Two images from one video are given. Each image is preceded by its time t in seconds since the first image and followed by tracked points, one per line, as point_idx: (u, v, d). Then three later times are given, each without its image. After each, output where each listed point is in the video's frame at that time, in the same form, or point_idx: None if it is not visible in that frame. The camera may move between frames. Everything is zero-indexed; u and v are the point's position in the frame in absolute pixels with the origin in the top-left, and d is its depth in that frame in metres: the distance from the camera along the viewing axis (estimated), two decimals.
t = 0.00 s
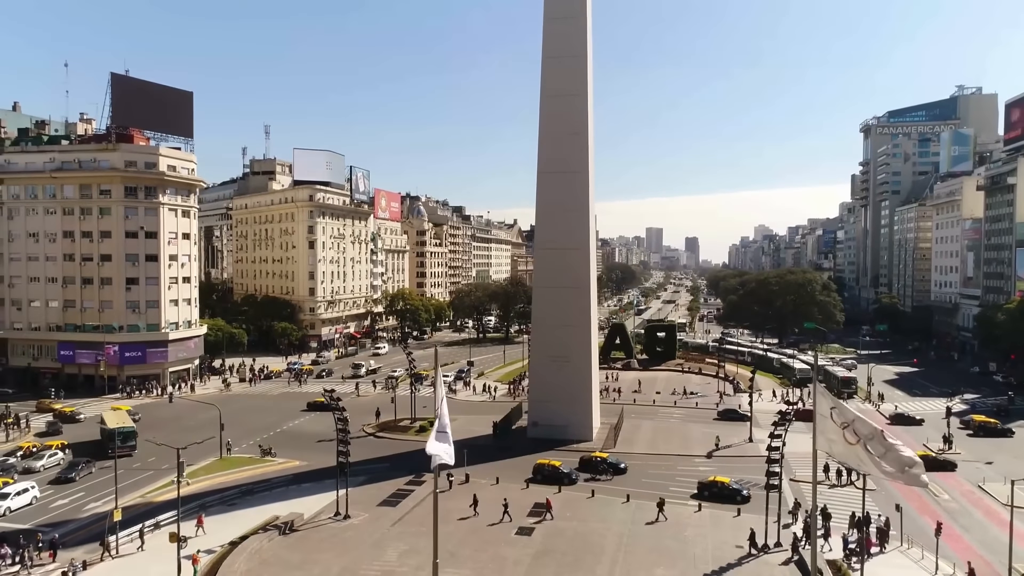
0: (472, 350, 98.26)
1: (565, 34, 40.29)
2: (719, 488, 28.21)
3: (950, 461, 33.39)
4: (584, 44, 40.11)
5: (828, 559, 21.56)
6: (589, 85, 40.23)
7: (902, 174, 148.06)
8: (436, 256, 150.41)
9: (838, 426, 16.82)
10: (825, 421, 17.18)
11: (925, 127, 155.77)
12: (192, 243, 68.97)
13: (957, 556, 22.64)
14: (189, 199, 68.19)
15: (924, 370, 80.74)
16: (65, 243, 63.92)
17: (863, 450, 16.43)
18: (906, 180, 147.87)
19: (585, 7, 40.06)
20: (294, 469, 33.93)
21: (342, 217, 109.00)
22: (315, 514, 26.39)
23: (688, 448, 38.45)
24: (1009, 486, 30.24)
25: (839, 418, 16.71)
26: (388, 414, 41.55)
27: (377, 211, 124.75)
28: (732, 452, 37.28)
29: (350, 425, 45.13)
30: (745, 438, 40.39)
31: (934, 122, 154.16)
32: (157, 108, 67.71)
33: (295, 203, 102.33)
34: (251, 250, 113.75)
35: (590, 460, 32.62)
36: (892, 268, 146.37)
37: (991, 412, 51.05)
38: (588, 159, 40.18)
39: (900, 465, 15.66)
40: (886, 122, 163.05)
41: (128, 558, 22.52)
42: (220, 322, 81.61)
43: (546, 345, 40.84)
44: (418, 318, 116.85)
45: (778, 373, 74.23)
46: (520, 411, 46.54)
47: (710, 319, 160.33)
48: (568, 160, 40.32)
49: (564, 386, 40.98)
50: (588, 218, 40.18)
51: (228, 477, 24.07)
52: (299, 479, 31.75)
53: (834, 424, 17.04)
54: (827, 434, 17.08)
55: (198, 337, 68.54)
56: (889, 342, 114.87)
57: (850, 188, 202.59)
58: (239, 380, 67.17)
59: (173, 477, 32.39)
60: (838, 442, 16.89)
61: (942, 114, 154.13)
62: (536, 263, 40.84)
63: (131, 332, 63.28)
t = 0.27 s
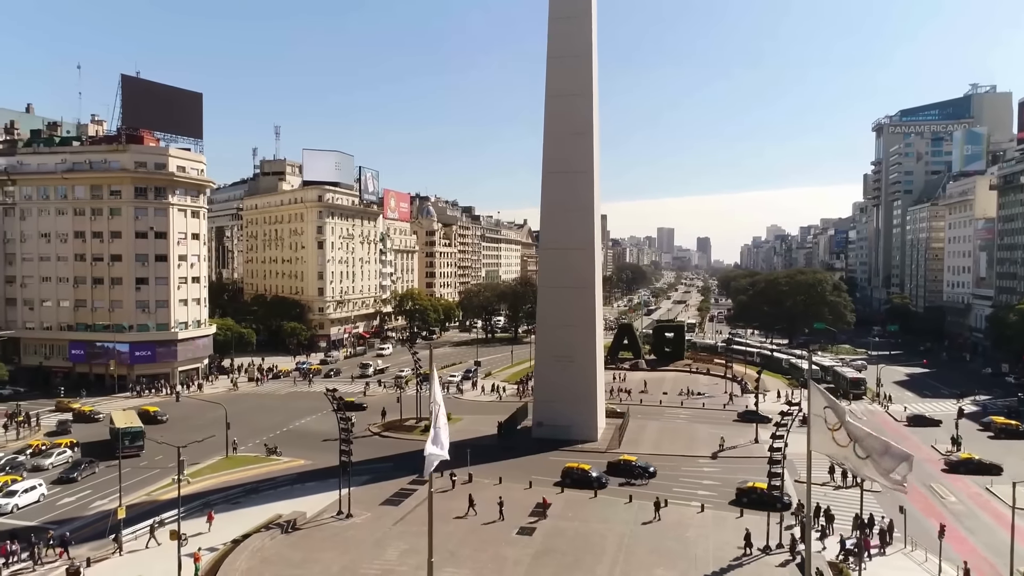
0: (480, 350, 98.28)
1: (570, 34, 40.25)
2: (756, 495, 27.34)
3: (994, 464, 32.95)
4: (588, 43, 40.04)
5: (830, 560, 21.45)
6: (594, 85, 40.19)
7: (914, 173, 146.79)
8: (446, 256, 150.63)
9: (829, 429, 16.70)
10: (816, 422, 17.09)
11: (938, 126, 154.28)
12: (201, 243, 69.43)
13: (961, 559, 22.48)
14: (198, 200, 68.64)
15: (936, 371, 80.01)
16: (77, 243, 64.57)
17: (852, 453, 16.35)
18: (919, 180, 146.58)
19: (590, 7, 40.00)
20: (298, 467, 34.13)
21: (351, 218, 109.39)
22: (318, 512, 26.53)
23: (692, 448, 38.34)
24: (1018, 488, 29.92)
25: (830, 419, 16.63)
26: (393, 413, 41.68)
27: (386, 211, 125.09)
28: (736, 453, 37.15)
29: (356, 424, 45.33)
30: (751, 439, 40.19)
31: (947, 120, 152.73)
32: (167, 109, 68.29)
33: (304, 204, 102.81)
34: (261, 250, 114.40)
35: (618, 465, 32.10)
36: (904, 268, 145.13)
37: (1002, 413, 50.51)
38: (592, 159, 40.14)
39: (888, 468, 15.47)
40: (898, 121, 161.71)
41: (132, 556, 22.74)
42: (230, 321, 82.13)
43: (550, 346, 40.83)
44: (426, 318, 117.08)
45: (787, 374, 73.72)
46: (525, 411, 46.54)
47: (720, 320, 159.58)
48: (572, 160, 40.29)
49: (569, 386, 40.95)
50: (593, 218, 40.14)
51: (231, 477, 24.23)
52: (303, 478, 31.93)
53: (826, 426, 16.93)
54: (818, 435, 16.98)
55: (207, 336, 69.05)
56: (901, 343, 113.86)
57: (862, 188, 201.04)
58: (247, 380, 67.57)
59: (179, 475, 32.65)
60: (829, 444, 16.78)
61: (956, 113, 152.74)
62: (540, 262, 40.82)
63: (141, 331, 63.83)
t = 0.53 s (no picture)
0: (487, 350, 98.29)
1: (574, 34, 40.23)
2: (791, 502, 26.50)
3: None
4: (593, 43, 40.01)
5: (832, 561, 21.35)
6: (598, 85, 40.16)
7: (925, 173, 145.70)
8: (454, 256, 150.80)
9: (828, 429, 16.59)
10: (811, 422, 17.05)
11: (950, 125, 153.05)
12: (209, 243, 69.83)
13: (966, 561, 22.27)
14: (206, 200, 69.04)
15: (946, 372, 79.33)
16: (86, 244, 65.13)
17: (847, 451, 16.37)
18: (930, 179, 145.50)
19: (594, 6, 39.97)
20: (302, 467, 34.29)
21: (358, 218, 109.75)
22: (320, 511, 26.65)
23: (696, 449, 38.21)
24: None
25: (826, 419, 16.62)
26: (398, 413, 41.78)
27: (394, 211, 125.39)
28: (740, 453, 37.01)
29: (361, 424, 45.46)
30: (755, 440, 40.01)
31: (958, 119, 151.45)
32: (176, 110, 68.81)
33: (312, 204, 103.23)
34: (269, 250, 114.96)
35: (643, 468, 31.47)
36: (915, 269, 144.02)
37: (1012, 415, 50.02)
38: (596, 158, 40.09)
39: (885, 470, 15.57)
40: (909, 120, 160.57)
41: (134, 554, 22.91)
42: (238, 321, 82.58)
43: (554, 346, 40.80)
44: (434, 318, 117.27)
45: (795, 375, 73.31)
46: (529, 411, 46.57)
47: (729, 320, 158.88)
48: (576, 160, 40.25)
49: (572, 386, 40.93)
50: (597, 218, 40.09)
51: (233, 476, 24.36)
52: (306, 477, 32.07)
53: (820, 426, 16.94)
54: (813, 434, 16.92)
55: (215, 336, 69.45)
56: (911, 344, 113.00)
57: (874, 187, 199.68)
58: (254, 379, 67.91)
59: (184, 474, 32.84)
60: (825, 443, 16.74)
61: (967, 111, 151.66)
62: (544, 262, 40.81)
63: (149, 331, 64.29)
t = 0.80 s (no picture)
0: (494, 350, 98.32)
1: (579, 34, 40.18)
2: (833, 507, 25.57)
3: None
4: (598, 42, 39.95)
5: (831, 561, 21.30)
6: (603, 85, 40.10)
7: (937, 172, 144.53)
8: (462, 256, 150.98)
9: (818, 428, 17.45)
10: (805, 423, 17.78)
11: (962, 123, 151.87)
12: (217, 243, 70.24)
13: (969, 564, 22.05)
14: (215, 201, 69.43)
15: (956, 373, 78.62)
16: (96, 244, 65.71)
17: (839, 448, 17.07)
18: (941, 179, 144.31)
19: (599, 6, 39.90)
20: (306, 466, 34.45)
21: (367, 218, 110.11)
22: (322, 510, 26.77)
23: (700, 449, 38.08)
24: None
25: (814, 419, 17.50)
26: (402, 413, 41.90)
27: (403, 211, 125.70)
28: (745, 454, 36.86)
29: (366, 423, 45.59)
30: (760, 441, 39.81)
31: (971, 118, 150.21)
32: (185, 111, 69.29)
33: (320, 205, 103.65)
34: (278, 250, 115.50)
35: (673, 472, 30.74)
36: (926, 269, 142.84)
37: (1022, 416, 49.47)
38: (601, 158, 40.01)
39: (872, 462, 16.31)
40: (921, 119, 159.36)
41: (137, 551, 23.10)
42: (246, 321, 83.02)
43: (559, 346, 40.77)
44: (442, 318, 117.44)
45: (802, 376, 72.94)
46: (534, 411, 46.56)
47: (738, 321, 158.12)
48: (581, 160, 40.20)
49: (577, 386, 40.89)
50: (601, 218, 40.03)
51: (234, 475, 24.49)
52: (309, 476, 32.22)
53: (814, 427, 17.64)
54: (808, 436, 17.65)
55: (223, 335, 69.87)
56: (922, 345, 112.05)
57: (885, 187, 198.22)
58: (262, 379, 68.28)
59: (188, 473, 33.03)
60: (819, 443, 17.38)
61: (981, 110, 150.52)
62: (549, 262, 40.79)
63: (158, 330, 64.78)
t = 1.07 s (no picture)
0: (502, 350, 98.33)
1: (582, 33, 40.16)
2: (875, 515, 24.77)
3: None
4: (601, 42, 39.90)
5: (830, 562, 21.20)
6: (607, 85, 40.05)
7: (949, 171, 143.27)
8: (471, 256, 151.09)
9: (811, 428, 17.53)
10: (795, 422, 17.80)
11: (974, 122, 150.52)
12: (225, 243, 70.64)
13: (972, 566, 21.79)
14: (223, 201, 69.83)
15: (968, 374, 77.79)
16: (105, 244, 66.29)
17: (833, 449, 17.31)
18: (953, 178, 143.03)
19: (602, 5, 39.85)
20: (309, 464, 34.60)
21: (375, 218, 110.44)
22: (323, 509, 26.89)
23: (704, 450, 37.95)
24: None
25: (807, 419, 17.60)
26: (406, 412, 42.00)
27: (411, 212, 125.95)
28: (749, 454, 36.71)
29: (370, 423, 45.71)
30: (764, 441, 39.63)
31: (984, 117, 148.84)
32: (193, 113, 69.79)
33: (328, 205, 104.05)
34: (287, 250, 116.06)
35: (702, 476, 30.07)
36: (938, 268, 141.58)
37: None
38: (605, 158, 39.94)
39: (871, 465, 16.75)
40: (933, 117, 158.08)
41: (139, 549, 23.29)
42: (254, 321, 83.47)
43: (563, 346, 40.74)
44: (450, 317, 117.58)
45: (811, 376, 72.50)
46: (539, 410, 46.55)
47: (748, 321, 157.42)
48: (584, 160, 40.17)
49: (581, 386, 40.85)
50: (605, 218, 39.96)
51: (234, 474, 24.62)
52: (312, 475, 32.37)
53: (804, 426, 17.73)
54: (795, 434, 17.67)
55: (231, 335, 70.28)
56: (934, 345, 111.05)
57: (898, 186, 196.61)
58: (269, 378, 68.61)
59: (192, 471, 33.25)
60: (810, 442, 17.50)
61: (994, 108, 149.30)
62: (553, 262, 40.77)
63: (167, 329, 65.27)
